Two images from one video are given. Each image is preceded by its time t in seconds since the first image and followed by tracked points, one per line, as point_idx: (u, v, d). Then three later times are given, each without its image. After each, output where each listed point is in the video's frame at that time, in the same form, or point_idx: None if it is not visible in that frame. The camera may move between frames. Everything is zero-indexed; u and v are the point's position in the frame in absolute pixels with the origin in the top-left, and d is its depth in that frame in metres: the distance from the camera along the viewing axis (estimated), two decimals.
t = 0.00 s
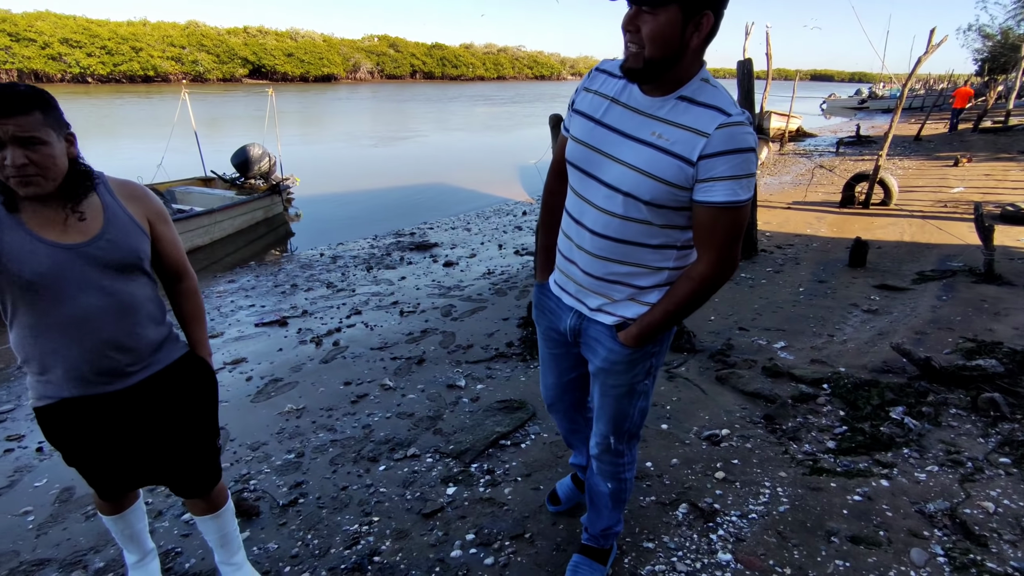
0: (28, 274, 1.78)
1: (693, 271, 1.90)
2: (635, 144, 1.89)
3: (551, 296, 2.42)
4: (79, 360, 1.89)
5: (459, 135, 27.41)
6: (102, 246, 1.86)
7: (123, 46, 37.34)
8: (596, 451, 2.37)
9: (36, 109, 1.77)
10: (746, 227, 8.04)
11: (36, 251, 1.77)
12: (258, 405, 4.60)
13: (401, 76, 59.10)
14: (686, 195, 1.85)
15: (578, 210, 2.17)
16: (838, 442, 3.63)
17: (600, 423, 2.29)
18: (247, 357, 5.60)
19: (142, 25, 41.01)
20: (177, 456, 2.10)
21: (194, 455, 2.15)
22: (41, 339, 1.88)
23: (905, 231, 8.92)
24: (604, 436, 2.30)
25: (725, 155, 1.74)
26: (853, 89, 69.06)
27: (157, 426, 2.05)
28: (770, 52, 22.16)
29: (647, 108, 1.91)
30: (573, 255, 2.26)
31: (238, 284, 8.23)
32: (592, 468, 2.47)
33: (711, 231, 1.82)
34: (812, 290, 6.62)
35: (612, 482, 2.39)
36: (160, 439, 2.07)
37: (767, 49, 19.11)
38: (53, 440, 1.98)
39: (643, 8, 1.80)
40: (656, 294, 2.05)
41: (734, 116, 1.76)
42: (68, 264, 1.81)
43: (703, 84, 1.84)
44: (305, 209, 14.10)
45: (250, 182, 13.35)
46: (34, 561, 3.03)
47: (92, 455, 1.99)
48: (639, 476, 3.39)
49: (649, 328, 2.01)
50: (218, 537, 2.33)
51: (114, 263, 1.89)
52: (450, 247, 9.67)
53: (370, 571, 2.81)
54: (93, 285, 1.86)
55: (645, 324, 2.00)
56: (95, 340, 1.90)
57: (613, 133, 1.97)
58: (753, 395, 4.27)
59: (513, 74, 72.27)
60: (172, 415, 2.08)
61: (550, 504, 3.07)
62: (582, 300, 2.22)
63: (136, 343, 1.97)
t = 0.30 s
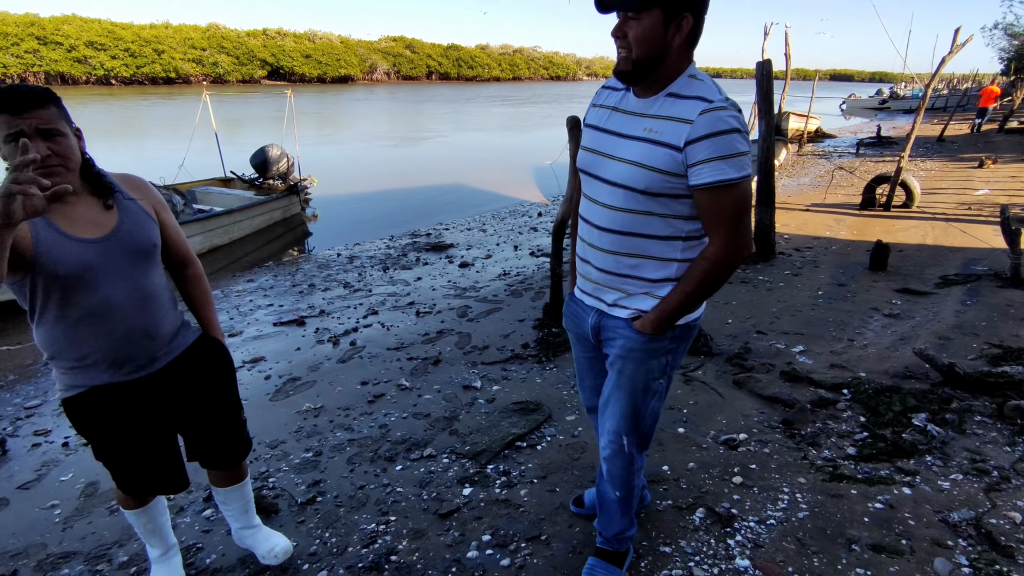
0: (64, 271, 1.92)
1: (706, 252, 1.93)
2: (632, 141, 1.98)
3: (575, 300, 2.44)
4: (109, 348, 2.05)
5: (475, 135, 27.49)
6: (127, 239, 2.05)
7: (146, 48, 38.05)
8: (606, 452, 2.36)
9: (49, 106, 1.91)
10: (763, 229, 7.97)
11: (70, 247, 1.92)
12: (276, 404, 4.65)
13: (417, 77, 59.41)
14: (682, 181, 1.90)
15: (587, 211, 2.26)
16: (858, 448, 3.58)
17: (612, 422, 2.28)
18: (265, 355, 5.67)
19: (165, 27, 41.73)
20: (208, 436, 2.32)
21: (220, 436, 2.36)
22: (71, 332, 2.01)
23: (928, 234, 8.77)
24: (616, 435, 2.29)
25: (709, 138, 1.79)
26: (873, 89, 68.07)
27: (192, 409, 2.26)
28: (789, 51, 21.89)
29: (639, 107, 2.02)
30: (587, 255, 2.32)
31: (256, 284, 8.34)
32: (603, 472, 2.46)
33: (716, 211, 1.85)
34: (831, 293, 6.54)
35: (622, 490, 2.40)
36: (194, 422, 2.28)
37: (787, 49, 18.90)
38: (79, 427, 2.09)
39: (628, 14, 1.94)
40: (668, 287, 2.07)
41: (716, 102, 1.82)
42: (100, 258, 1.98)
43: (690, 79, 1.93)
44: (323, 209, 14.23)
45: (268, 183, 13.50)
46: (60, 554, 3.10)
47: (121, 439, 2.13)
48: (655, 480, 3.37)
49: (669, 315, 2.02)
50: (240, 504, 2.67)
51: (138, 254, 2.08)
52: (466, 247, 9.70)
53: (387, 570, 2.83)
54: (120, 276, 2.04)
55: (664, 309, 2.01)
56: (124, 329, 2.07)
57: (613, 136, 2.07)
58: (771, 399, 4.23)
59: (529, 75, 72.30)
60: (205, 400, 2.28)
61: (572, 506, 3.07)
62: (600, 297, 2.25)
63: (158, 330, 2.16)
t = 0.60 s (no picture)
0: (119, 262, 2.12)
1: (727, 229, 2.00)
2: (640, 144, 2.16)
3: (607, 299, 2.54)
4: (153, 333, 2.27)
5: (491, 140, 27.55)
6: (166, 230, 2.29)
7: (169, 51, 38.64)
8: (612, 442, 2.34)
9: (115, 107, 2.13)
10: (781, 236, 7.90)
11: (125, 238, 2.13)
12: (292, 402, 4.70)
13: (435, 82, 59.72)
14: (687, 170, 2.03)
15: (610, 214, 2.41)
16: (877, 459, 3.52)
17: (621, 408, 2.28)
18: (281, 354, 5.72)
19: (188, 31, 42.39)
20: (222, 430, 2.51)
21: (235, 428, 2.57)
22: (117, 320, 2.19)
23: (950, 243, 8.62)
24: (623, 422, 2.29)
25: (706, 125, 1.93)
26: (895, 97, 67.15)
27: (209, 405, 2.42)
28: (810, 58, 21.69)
29: (644, 113, 2.20)
30: (612, 254, 2.44)
31: (273, 284, 8.42)
32: (609, 467, 2.45)
33: (724, 190, 1.96)
34: (849, 302, 6.46)
35: (626, 483, 2.38)
36: (212, 417, 2.46)
37: (807, 56, 18.70)
38: (109, 415, 2.22)
39: (625, 31, 2.17)
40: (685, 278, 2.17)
41: (708, 94, 1.99)
42: (148, 249, 2.21)
43: (685, 81, 2.11)
44: (339, 212, 14.34)
45: (287, 184, 13.64)
46: (79, 545, 3.15)
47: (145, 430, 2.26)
48: (669, 486, 3.35)
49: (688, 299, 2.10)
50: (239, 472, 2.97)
51: (176, 244, 2.34)
52: (481, 251, 9.72)
53: (399, 569, 2.84)
54: (163, 264, 2.27)
55: (690, 285, 2.06)
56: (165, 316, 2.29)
57: (625, 143, 2.26)
58: (787, 408, 4.18)
59: (546, 81, 72.37)
60: (222, 393, 2.47)
61: (585, 509, 3.07)
62: (626, 293, 2.34)
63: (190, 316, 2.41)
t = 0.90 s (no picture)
0: (177, 258, 2.24)
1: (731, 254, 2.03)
2: (659, 162, 2.20)
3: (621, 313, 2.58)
4: (202, 327, 2.37)
5: (507, 151, 27.73)
6: (217, 231, 2.42)
7: (195, 58, 39.48)
8: (642, 466, 2.43)
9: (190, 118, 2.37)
10: (797, 255, 7.86)
11: (183, 237, 2.26)
12: (305, 407, 4.76)
13: (453, 93, 60.29)
14: (704, 191, 2.06)
15: (627, 228, 2.45)
16: (889, 484, 3.49)
17: (649, 430, 2.37)
18: (296, 359, 5.80)
19: (215, 38, 43.31)
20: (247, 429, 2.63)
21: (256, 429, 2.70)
22: (170, 314, 2.30)
23: (969, 267, 8.52)
24: (650, 447, 2.38)
25: (723, 148, 1.97)
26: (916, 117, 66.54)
27: (241, 408, 2.56)
28: (829, 77, 21.62)
29: (666, 134, 2.24)
30: (628, 266, 2.47)
31: (290, 289, 8.54)
32: (638, 492, 2.52)
33: (730, 216, 1.99)
34: (865, 323, 6.41)
35: (655, 509, 2.45)
36: (240, 418, 2.58)
37: (826, 75, 18.65)
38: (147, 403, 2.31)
39: (647, 56, 2.23)
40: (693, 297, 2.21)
41: (729, 118, 2.02)
42: (203, 248, 2.33)
43: (707, 105, 2.14)
44: (356, 219, 14.50)
45: (305, 191, 13.83)
46: (94, 542, 3.21)
47: (181, 428, 2.36)
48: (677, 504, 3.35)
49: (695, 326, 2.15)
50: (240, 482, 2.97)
51: (226, 245, 2.46)
52: (495, 262, 9.78)
53: None
54: (214, 263, 2.39)
55: (696, 311, 2.10)
56: (214, 312, 2.40)
57: (645, 161, 2.29)
58: (799, 429, 4.16)
59: (564, 94, 72.76)
60: (248, 396, 2.60)
61: (592, 524, 3.08)
62: (640, 306, 2.39)
63: (234, 314, 2.52)
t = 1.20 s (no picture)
0: (213, 257, 2.31)
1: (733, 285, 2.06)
2: (678, 183, 2.24)
3: (626, 332, 2.62)
4: (228, 327, 2.43)
5: (523, 164, 27.91)
6: (256, 238, 2.49)
7: (221, 66, 40.35)
8: (646, 490, 2.49)
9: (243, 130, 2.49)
10: (811, 277, 7.82)
11: (222, 238, 2.34)
12: (316, 413, 4.82)
13: (472, 105, 60.83)
14: (721, 216, 2.09)
15: (639, 245, 2.49)
16: (898, 512, 3.46)
17: (656, 452, 2.40)
18: (308, 366, 5.87)
19: (240, 47, 44.24)
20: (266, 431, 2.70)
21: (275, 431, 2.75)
22: (201, 310, 2.38)
23: (987, 293, 8.42)
24: (655, 471, 2.43)
25: (743, 176, 2.00)
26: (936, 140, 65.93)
27: (260, 411, 2.63)
28: (848, 98, 21.57)
29: (688, 156, 2.29)
30: (636, 285, 2.52)
31: (305, 296, 8.66)
32: (643, 514, 2.56)
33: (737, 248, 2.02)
34: (878, 347, 6.35)
35: (659, 532, 2.48)
36: (261, 422, 2.66)
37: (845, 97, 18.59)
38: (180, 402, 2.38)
39: (678, 78, 2.28)
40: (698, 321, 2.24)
41: (753, 148, 2.06)
42: (240, 250, 2.40)
43: (731, 133, 2.18)
44: (372, 228, 14.66)
45: (323, 199, 14.03)
46: (106, 540, 3.28)
47: (201, 427, 2.43)
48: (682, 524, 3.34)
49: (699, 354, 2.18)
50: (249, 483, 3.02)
51: (263, 251, 2.52)
52: (508, 275, 9.84)
53: None
54: (249, 267, 2.45)
55: (696, 339, 2.14)
56: (241, 313, 2.46)
57: (665, 180, 2.33)
58: (808, 452, 4.13)
59: (581, 109, 73.14)
60: (269, 399, 2.67)
61: (596, 541, 3.09)
62: (643, 326, 2.45)
63: (262, 318, 2.57)
